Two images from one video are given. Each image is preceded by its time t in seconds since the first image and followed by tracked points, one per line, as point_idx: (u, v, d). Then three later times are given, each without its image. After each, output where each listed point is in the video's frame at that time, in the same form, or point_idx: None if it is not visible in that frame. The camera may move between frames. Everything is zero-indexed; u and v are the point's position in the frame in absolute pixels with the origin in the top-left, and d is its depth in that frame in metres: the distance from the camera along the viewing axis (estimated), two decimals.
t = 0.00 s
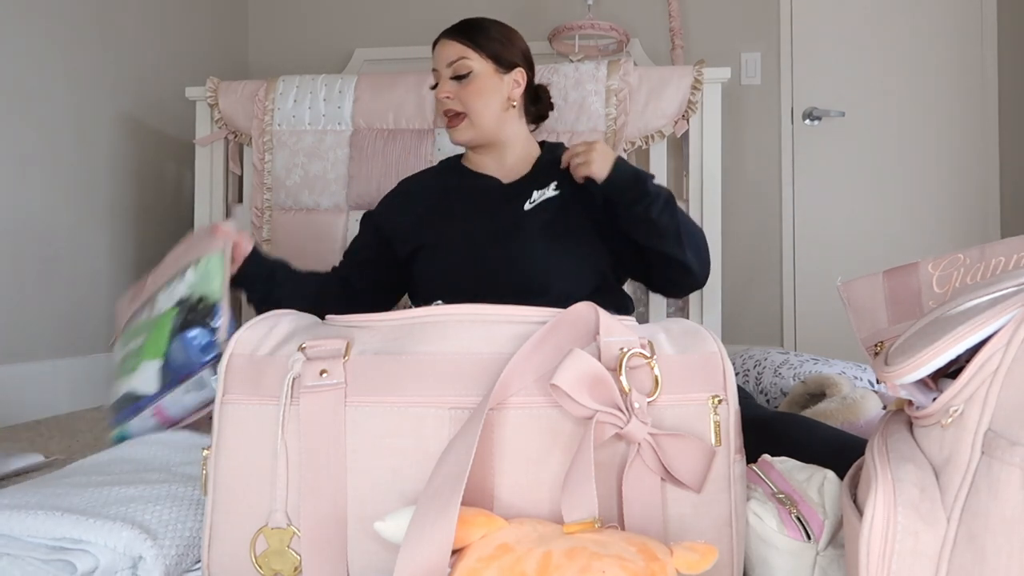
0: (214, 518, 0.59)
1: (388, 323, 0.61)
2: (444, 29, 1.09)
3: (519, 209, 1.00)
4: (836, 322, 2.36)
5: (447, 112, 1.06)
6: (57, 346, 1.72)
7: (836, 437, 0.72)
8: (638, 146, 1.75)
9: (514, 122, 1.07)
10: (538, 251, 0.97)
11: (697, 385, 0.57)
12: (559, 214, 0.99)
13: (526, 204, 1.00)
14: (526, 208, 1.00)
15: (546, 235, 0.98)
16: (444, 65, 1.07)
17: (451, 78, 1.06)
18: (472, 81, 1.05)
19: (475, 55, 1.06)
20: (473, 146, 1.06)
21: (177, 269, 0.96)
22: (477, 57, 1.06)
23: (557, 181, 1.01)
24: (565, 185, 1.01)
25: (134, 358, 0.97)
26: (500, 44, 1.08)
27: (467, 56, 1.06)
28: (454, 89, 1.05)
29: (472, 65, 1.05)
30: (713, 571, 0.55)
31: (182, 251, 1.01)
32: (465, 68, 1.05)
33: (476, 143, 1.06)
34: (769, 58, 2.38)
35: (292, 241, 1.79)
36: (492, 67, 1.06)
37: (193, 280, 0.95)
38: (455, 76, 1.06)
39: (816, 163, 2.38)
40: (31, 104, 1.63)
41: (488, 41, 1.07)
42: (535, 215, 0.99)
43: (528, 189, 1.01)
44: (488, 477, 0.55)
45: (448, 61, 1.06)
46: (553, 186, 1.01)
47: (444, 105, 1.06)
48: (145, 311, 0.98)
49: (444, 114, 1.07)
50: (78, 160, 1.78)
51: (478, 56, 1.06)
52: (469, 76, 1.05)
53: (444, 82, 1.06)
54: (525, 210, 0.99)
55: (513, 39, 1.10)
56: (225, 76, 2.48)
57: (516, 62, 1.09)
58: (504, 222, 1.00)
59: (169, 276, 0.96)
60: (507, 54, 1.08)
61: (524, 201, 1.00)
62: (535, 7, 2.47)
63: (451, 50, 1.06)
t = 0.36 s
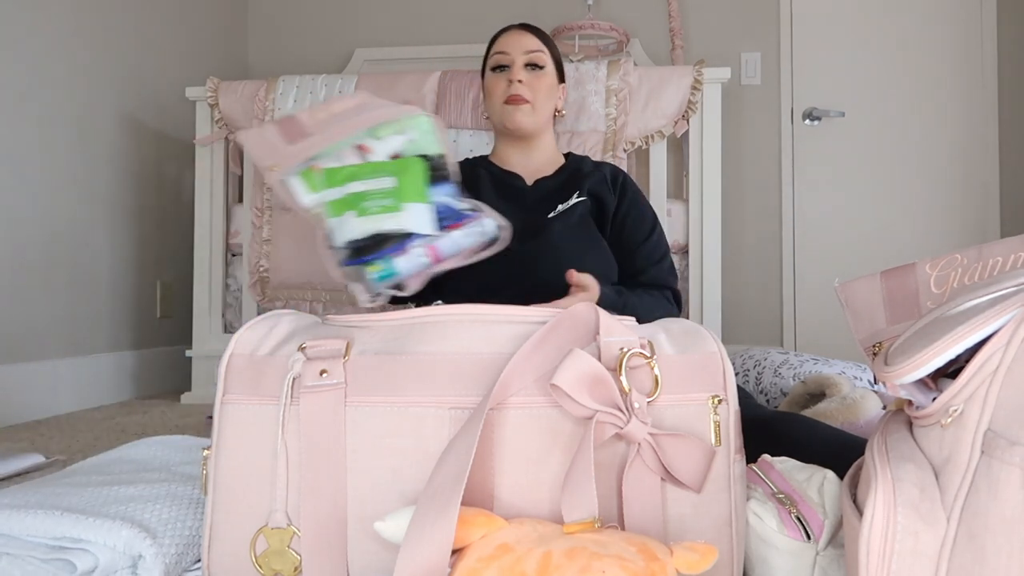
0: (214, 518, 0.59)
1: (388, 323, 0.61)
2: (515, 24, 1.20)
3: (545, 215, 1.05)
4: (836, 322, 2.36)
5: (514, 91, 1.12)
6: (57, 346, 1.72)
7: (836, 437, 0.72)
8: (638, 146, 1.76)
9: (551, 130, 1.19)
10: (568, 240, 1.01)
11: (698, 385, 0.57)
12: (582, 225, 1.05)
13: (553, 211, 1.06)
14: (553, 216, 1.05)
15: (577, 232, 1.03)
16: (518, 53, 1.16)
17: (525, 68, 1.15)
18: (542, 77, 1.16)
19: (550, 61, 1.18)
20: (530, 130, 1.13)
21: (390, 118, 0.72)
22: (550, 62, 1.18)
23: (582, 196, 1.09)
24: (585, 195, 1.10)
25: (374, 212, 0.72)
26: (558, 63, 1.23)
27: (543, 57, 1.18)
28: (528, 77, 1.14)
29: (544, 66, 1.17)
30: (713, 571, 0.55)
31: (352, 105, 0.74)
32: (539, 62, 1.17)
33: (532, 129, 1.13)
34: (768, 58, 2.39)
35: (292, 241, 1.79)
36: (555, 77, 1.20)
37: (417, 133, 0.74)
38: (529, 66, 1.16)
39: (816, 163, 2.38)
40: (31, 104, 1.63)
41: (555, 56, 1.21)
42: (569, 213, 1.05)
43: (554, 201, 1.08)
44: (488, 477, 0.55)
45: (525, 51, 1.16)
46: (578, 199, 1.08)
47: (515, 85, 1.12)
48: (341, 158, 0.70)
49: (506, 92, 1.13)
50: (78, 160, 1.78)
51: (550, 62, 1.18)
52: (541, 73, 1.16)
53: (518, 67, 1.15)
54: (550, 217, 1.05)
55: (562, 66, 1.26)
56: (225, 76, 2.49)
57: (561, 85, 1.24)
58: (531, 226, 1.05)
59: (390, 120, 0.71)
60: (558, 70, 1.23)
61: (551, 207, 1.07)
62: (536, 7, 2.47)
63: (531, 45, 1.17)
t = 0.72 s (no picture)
0: (214, 518, 0.59)
1: (388, 323, 0.61)
2: (538, 26, 1.26)
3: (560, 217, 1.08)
4: (836, 322, 2.36)
5: (545, 90, 1.17)
6: (57, 346, 1.72)
7: (836, 437, 0.72)
8: (638, 146, 1.76)
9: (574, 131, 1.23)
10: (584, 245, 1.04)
11: (698, 385, 0.57)
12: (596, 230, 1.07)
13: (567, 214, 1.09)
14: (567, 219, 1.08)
15: (593, 236, 1.06)
16: (547, 55, 1.22)
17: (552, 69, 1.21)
18: (569, 78, 1.21)
19: (574, 64, 1.24)
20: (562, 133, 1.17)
21: (512, 187, 0.71)
22: (574, 66, 1.24)
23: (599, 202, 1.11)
24: (606, 202, 1.12)
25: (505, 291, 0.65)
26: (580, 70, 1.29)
27: (568, 60, 1.23)
28: (556, 78, 1.19)
29: (569, 69, 1.23)
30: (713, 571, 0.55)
31: (476, 170, 0.73)
32: (566, 63, 1.23)
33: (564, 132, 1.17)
34: (768, 58, 2.38)
35: (292, 241, 1.79)
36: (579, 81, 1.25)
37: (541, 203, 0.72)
38: (557, 68, 1.22)
39: (816, 163, 2.38)
40: (31, 104, 1.62)
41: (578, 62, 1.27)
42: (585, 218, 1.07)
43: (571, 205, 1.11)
44: (488, 477, 0.55)
45: (553, 52, 1.22)
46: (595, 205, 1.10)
47: (544, 84, 1.18)
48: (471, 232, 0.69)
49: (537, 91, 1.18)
50: (78, 160, 1.78)
51: (574, 66, 1.24)
52: (567, 75, 1.21)
53: (546, 68, 1.20)
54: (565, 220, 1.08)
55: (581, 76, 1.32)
56: (225, 76, 2.49)
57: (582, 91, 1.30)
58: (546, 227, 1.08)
59: (509, 193, 0.71)
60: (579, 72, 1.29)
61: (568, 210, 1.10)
62: (536, 7, 2.47)
63: (558, 49, 1.23)
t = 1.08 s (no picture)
0: (214, 519, 0.59)
1: (388, 323, 0.61)
2: (534, 27, 1.26)
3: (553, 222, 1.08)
4: (835, 322, 2.36)
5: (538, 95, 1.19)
6: (57, 346, 1.72)
7: (836, 437, 0.72)
8: (637, 146, 1.76)
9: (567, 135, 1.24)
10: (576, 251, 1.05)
11: (698, 385, 0.57)
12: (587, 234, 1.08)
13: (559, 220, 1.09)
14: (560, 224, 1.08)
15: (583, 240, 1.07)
16: (542, 58, 1.23)
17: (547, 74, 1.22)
18: (564, 82, 1.22)
19: (570, 67, 1.25)
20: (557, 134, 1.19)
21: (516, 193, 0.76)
22: (570, 68, 1.25)
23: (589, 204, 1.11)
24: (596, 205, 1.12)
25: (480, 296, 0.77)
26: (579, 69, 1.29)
27: (565, 63, 1.24)
28: (550, 82, 1.20)
29: (565, 72, 1.24)
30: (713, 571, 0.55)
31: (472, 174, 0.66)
32: (562, 66, 1.23)
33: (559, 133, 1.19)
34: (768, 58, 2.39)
35: (292, 241, 1.79)
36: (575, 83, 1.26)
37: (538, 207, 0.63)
38: (552, 71, 1.23)
39: (816, 163, 2.38)
40: (31, 104, 1.63)
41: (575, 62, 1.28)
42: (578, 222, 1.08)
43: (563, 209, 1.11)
44: (488, 477, 0.55)
45: (548, 55, 1.23)
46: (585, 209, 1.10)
47: (538, 90, 1.19)
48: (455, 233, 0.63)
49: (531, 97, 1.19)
50: (78, 160, 1.78)
51: (571, 68, 1.25)
52: (562, 79, 1.22)
53: (541, 73, 1.22)
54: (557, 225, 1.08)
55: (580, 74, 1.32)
56: (225, 76, 2.49)
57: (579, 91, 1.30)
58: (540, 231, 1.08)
59: (502, 191, 0.62)
60: (575, 72, 1.30)
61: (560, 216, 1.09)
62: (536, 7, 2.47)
63: (554, 51, 1.24)
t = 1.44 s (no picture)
0: (214, 519, 0.59)
1: (388, 323, 0.61)
2: (541, 27, 1.23)
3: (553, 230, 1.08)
4: (835, 322, 2.36)
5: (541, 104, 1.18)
6: (57, 346, 1.72)
7: (836, 438, 0.72)
8: (637, 146, 1.76)
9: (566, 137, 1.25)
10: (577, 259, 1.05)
11: (698, 385, 0.57)
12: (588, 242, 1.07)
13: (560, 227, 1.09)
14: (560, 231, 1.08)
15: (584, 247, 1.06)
16: (547, 62, 1.20)
17: (551, 79, 1.20)
18: (567, 88, 1.21)
19: (575, 71, 1.23)
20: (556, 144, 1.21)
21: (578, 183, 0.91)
22: (575, 72, 1.23)
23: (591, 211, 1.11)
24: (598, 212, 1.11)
25: (520, 276, 0.84)
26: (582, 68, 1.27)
27: (570, 67, 1.22)
28: (554, 89, 1.19)
29: (570, 77, 1.22)
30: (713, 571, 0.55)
31: (553, 154, 0.92)
32: (566, 72, 1.21)
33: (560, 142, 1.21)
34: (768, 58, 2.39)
35: (292, 240, 1.79)
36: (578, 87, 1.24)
37: (598, 208, 0.91)
38: (556, 76, 1.21)
39: (816, 163, 2.38)
40: (31, 104, 1.63)
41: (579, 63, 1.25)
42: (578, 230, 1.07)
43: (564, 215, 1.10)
44: (487, 477, 0.55)
45: (553, 60, 1.21)
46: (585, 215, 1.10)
47: (541, 98, 1.18)
48: (521, 211, 0.89)
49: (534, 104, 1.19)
50: (78, 160, 1.78)
51: (575, 72, 1.23)
52: (566, 85, 1.21)
53: (545, 78, 1.20)
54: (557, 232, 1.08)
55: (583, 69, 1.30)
56: (225, 76, 2.49)
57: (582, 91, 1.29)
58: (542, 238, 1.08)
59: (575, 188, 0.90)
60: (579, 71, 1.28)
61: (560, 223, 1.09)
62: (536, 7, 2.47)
63: (560, 55, 1.21)
